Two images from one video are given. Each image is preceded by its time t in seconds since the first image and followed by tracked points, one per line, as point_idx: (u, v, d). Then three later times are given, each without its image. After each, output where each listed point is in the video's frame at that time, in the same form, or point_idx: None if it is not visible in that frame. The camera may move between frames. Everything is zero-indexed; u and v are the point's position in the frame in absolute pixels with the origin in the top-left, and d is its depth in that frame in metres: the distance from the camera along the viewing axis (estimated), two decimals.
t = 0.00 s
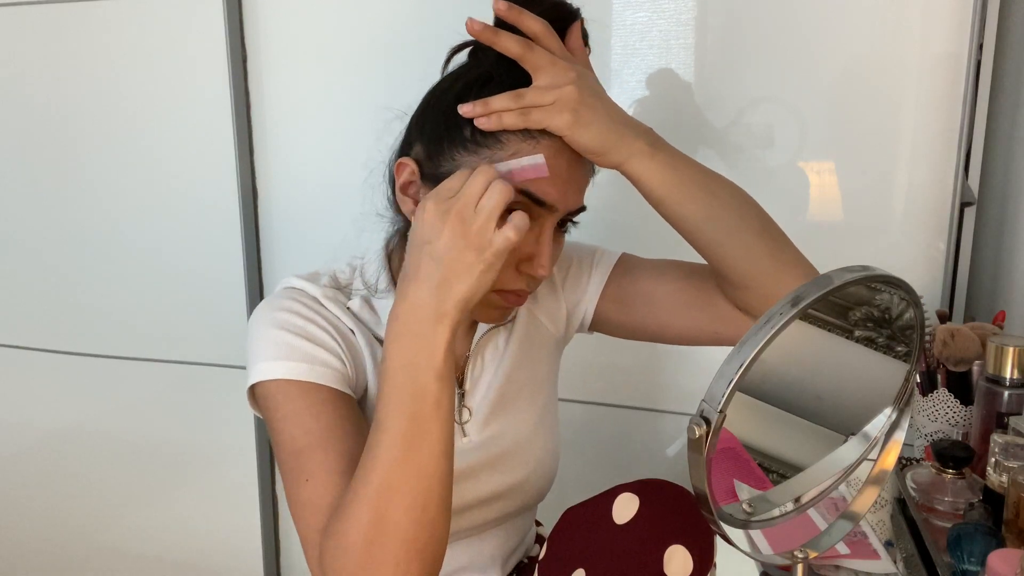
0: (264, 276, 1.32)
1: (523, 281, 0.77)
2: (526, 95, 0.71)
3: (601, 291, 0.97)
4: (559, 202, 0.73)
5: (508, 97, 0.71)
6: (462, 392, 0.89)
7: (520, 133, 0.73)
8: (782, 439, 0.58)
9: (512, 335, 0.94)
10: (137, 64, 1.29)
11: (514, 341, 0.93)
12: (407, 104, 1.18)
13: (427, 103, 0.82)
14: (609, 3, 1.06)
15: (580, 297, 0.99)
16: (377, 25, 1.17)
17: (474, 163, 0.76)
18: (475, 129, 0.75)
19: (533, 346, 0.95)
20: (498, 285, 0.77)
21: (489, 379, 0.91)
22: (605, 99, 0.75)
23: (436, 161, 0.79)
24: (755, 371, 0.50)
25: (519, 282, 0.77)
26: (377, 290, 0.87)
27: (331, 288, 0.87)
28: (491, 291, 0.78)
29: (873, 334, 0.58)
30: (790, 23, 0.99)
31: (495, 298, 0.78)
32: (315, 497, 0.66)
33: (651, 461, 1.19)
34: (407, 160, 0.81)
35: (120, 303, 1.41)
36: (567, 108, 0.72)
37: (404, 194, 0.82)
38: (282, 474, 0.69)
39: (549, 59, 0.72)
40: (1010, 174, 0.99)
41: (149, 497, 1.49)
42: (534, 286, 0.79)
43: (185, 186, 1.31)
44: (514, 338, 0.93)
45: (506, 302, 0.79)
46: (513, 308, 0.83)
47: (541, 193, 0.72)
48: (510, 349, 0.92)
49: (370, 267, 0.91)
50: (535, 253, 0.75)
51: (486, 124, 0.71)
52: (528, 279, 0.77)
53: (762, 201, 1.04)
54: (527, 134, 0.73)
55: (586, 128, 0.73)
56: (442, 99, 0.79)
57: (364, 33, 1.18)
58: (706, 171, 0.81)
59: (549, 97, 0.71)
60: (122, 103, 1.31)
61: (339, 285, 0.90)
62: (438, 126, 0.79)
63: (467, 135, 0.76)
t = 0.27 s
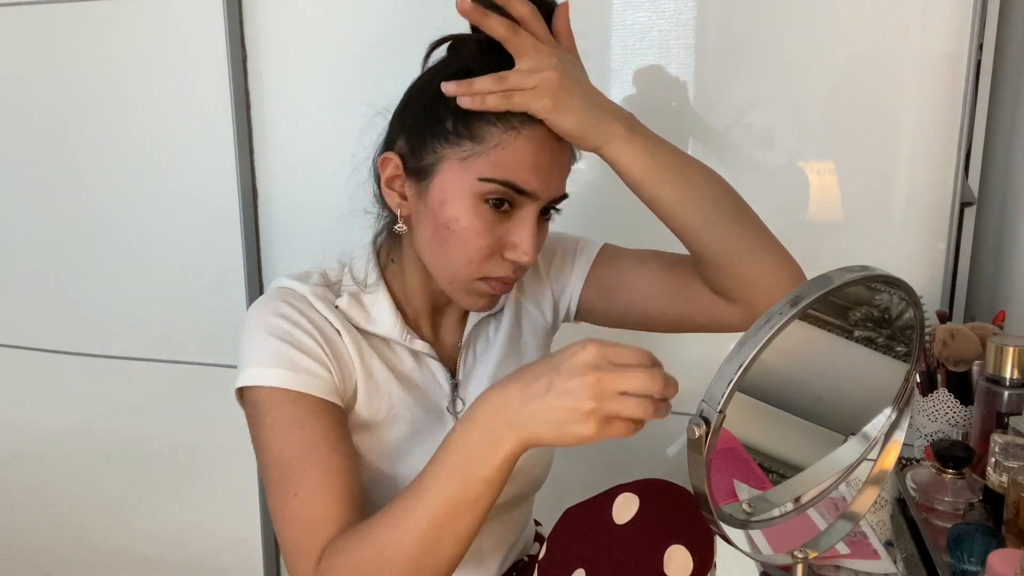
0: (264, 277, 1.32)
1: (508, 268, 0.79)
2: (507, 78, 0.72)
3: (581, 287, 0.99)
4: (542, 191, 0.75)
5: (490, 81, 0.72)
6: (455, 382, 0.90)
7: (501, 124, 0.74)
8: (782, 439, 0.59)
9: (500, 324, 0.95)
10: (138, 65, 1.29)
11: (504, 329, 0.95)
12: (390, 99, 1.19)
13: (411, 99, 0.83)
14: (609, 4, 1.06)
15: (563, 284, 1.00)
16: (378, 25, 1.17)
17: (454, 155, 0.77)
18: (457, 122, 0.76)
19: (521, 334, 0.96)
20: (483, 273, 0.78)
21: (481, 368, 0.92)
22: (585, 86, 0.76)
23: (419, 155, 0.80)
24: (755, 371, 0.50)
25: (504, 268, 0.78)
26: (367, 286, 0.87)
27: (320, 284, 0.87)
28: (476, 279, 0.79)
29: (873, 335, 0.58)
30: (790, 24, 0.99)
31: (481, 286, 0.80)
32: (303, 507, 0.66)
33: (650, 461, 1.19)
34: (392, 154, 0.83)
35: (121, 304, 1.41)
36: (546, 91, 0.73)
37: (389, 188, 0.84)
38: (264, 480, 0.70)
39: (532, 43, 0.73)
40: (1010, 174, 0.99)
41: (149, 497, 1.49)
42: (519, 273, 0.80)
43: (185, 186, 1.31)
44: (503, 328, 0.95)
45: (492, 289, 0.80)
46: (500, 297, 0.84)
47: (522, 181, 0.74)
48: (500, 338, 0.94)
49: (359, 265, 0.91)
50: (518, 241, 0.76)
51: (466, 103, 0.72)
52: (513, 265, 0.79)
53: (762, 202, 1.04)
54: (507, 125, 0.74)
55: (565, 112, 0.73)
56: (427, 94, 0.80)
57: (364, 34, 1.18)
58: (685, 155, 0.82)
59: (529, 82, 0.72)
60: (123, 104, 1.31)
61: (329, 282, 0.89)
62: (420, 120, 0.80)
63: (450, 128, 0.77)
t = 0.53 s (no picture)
0: (265, 277, 1.32)
1: (502, 262, 0.78)
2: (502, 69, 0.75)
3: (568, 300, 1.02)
4: (528, 182, 0.75)
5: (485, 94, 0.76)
6: (457, 384, 0.91)
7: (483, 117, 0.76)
8: (784, 440, 0.59)
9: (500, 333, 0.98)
10: (137, 65, 1.29)
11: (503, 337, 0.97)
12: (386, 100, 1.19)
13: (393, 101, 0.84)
14: (609, 4, 1.06)
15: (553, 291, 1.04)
16: (376, 25, 1.17)
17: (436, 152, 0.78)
18: (439, 120, 0.78)
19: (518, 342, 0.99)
20: (477, 267, 0.78)
21: (483, 373, 0.94)
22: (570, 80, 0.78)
23: (404, 154, 0.81)
24: (755, 371, 0.50)
25: (498, 262, 0.78)
26: (366, 293, 0.86)
27: (316, 297, 0.86)
28: (470, 274, 0.79)
29: (873, 334, 0.57)
30: (790, 24, 0.99)
31: (476, 280, 0.79)
32: (301, 548, 0.75)
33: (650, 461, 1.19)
34: (379, 157, 0.83)
35: (121, 304, 1.41)
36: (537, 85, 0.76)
37: (381, 190, 0.84)
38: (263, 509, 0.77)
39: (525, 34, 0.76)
40: (1010, 174, 0.99)
41: (149, 498, 1.48)
42: (514, 267, 0.80)
43: (185, 187, 1.31)
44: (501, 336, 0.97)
45: (487, 283, 0.80)
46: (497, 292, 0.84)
47: (509, 173, 0.75)
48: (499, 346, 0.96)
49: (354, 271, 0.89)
50: (510, 233, 0.76)
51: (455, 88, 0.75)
52: (507, 259, 0.78)
53: (762, 202, 1.04)
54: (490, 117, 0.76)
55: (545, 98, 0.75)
56: (408, 94, 0.82)
57: (364, 33, 1.18)
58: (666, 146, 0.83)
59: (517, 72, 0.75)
60: (123, 104, 1.31)
61: (325, 292, 0.88)
62: (405, 121, 0.81)
63: (431, 126, 0.79)
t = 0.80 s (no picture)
0: (265, 277, 1.32)
1: (510, 264, 0.78)
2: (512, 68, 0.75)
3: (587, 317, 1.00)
4: (530, 184, 0.75)
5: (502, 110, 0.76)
6: (468, 392, 0.89)
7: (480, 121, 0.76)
8: (785, 440, 0.59)
9: (517, 341, 0.96)
10: (137, 64, 1.29)
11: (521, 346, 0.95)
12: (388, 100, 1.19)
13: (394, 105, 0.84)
14: (609, 4, 1.06)
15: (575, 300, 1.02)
16: (376, 25, 1.17)
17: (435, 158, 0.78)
18: (434, 126, 0.79)
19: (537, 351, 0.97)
20: (484, 270, 0.78)
21: (495, 381, 0.92)
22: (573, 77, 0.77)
23: (406, 160, 0.82)
24: (755, 372, 0.50)
25: (505, 264, 0.78)
26: (381, 297, 0.86)
27: (332, 297, 0.86)
28: (478, 277, 0.79)
29: (872, 334, 0.57)
30: (789, 24, 0.99)
31: (484, 283, 0.79)
32: (293, 548, 0.75)
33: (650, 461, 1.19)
34: (382, 165, 0.84)
35: (120, 303, 1.41)
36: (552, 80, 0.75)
37: (386, 198, 0.85)
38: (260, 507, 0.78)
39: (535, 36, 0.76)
40: (1010, 174, 0.99)
41: (148, 497, 1.48)
42: (523, 269, 0.79)
43: (185, 187, 1.31)
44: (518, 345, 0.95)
45: (496, 285, 0.79)
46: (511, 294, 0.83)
47: (506, 176, 0.74)
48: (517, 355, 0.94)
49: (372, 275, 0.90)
50: (515, 236, 0.76)
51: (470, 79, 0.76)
52: (514, 261, 0.77)
53: (762, 202, 1.04)
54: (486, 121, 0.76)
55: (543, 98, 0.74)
56: (406, 98, 0.82)
57: (363, 33, 1.18)
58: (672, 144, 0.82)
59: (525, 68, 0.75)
60: (122, 104, 1.31)
61: (342, 292, 0.88)
62: (404, 127, 0.82)
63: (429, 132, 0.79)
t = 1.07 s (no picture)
0: (265, 277, 1.32)
1: (507, 262, 0.78)
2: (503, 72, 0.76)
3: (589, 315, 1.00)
4: (524, 181, 0.75)
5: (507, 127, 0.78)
6: (468, 393, 0.89)
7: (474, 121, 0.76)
8: (785, 440, 0.59)
9: (518, 341, 0.95)
10: (137, 64, 1.29)
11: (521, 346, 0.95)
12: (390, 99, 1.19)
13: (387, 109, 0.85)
14: (609, 4, 1.06)
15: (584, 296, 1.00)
16: (376, 25, 1.17)
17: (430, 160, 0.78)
18: (427, 127, 0.79)
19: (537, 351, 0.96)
20: (482, 269, 0.78)
21: (495, 380, 0.92)
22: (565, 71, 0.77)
23: (401, 163, 0.82)
24: (755, 371, 0.50)
25: (503, 262, 0.78)
26: (381, 297, 0.86)
27: (332, 298, 0.85)
28: (476, 276, 0.79)
29: (872, 334, 0.57)
30: (789, 24, 0.99)
31: (483, 281, 0.79)
32: (283, 549, 0.76)
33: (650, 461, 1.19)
34: (377, 168, 0.84)
35: (121, 304, 1.41)
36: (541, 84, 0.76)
37: (383, 201, 0.85)
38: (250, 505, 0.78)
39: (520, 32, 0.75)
40: (1010, 174, 0.99)
41: (149, 497, 1.48)
42: (521, 266, 0.79)
43: (185, 187, 1.31)
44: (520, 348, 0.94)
45: (495, 283, 0.79)
46: (511, 291, 0.83)
47: (500, 174, 0.74)
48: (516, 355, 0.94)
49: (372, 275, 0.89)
50: (511, 234, 0.76)
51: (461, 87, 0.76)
52: (511, 259, 0.77)
53: (762, 202, 1.04)
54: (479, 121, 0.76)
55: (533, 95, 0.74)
56: (397, 101, 0.82)
57: (363, 34, 1.18)
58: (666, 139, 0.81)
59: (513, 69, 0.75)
60: (123, 104, 1.31)
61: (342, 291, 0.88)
62: (396, 131, 0.82)
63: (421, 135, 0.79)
